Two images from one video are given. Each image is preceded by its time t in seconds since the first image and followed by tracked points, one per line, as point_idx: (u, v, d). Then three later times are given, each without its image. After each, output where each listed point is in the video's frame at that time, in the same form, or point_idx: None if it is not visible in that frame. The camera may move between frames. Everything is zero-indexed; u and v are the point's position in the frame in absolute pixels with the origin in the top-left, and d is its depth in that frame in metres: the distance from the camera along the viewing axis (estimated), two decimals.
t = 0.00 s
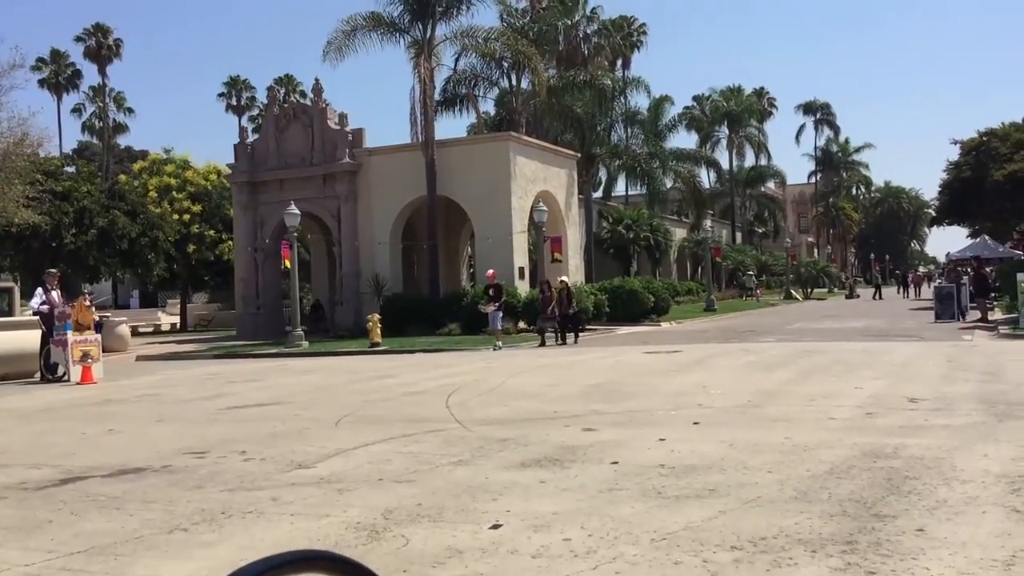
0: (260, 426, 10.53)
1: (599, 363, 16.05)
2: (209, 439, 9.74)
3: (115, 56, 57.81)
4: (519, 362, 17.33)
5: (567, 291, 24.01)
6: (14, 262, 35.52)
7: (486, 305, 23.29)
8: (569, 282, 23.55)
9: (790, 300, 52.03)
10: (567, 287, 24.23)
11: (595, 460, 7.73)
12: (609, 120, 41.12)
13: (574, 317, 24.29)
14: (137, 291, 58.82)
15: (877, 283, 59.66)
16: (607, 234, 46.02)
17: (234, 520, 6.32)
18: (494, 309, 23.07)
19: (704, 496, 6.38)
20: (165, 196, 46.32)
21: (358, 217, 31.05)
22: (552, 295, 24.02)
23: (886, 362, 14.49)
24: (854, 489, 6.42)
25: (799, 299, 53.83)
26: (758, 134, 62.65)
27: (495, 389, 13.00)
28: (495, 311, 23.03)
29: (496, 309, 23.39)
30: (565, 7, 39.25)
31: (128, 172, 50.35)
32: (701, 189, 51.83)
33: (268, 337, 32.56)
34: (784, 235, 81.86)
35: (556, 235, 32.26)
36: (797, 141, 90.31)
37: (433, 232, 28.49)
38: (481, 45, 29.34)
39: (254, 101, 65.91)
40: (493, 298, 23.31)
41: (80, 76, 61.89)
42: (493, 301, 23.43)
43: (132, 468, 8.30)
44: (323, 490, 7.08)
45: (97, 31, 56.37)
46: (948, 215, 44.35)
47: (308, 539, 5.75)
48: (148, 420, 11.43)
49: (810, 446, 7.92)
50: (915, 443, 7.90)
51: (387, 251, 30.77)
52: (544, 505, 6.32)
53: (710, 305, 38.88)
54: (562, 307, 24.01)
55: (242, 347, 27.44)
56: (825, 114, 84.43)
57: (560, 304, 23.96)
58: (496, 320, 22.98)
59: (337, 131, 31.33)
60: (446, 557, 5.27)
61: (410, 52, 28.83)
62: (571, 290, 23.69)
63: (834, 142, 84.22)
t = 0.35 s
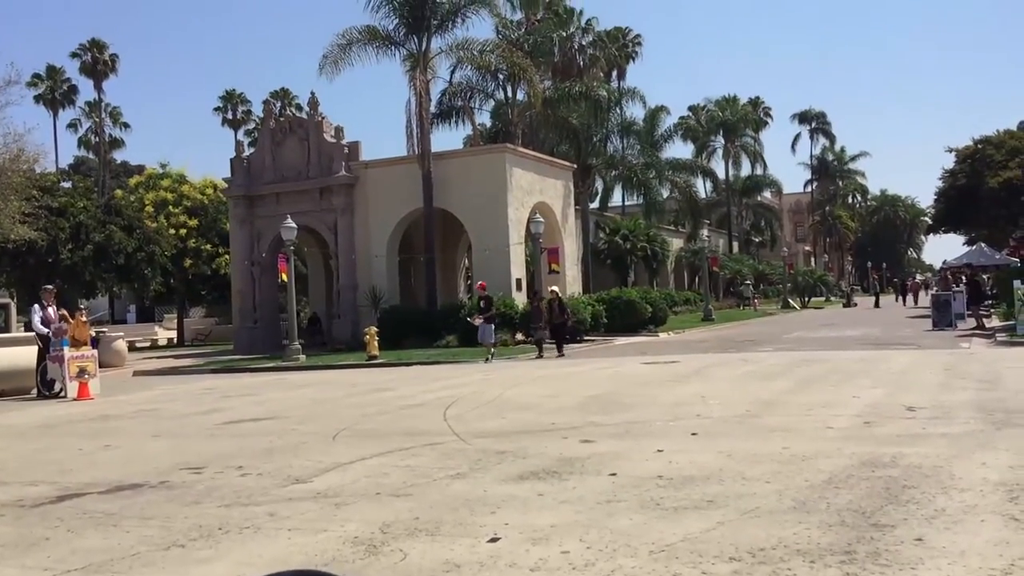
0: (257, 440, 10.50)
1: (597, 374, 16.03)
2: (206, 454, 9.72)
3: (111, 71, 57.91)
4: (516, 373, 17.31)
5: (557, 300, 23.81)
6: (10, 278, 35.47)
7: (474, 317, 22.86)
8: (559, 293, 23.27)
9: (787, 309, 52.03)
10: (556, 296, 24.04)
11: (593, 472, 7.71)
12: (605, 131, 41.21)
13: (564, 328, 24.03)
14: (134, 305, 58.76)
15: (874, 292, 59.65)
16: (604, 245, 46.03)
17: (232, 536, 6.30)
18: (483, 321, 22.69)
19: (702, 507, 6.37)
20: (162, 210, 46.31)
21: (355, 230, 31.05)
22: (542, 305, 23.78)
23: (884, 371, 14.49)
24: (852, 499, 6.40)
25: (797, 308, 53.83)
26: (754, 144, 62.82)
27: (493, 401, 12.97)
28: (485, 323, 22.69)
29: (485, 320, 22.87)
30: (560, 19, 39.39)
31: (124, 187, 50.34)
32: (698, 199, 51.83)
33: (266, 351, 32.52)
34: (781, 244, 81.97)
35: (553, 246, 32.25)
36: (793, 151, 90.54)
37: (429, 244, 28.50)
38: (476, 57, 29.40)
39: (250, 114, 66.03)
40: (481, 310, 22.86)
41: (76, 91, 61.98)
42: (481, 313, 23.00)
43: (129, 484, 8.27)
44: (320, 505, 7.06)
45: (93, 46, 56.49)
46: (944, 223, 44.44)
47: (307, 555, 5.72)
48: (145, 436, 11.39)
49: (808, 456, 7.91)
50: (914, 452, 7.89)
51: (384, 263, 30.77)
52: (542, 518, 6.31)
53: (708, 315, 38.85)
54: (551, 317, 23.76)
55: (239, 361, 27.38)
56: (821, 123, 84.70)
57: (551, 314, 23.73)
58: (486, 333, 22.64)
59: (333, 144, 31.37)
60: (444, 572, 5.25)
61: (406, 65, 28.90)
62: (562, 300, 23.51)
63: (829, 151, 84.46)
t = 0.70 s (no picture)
0: (254, 450, 10.48)
1: (595, 382, 16.02)
2: (203, 464, 9.70)
3: (108, 80, 57.97)
4: (514, 381, 17.30)
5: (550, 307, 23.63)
6: (7, 288, 35.40)
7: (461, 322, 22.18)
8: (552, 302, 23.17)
9: (785, 315, 52.01)
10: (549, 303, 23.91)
11: (590, 480, 7.70)
12: (602, 139, 41.26)
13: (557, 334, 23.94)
14: (132, 314, 58.71)
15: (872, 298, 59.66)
16: (601, 252, 46.02)
17: (228, 547, 6.28)
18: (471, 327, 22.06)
19: (700, 515, 6.36)
20: (159, 219, 46.29)
21: (352, 238, 31.04)
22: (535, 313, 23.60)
23: (882, 377, 14.48)
24: (849, 507, 6.39)
25: (795, 314, 53.86)
26: (751, 150, 62.92)
27: (491, 409, 12.95)
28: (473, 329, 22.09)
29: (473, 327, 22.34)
30: (557, 28, 39.49)
31: (122, 197, 50.34)
32: (695, 206, 51.83)
33: (263, 360, 32.48)
34: (778, 250, 82.03)
35: (551, 254, 32.31)
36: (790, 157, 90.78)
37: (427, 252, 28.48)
38: (472, 65, 29.41)
39: (247, 123, 66.11)
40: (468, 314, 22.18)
41: (73, 101, 62.02)
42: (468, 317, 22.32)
43: (125, 495, 8.25)
44: (317, 515, 7.04)
45: (90, 56, 56.58)
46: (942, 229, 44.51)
47: (304, 566, 5.71)
48: (142, 445, 11.37)
49: (805, 464, 7.91)
50: (910, 459, 7.89)
51: (382, 271, 30.76)
52: (539, 527, 6.30)
53: (706, 321, 38.82)
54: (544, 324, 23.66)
55: (236, 370, 27.33)
56: (818, 129, 84.90)
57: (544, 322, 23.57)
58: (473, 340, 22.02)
59: (330, 152, 31.39)
60: None
61: (403, 74, 28.96)
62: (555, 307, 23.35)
63: (826, 157, 84.64)
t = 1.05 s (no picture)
0: (252, 453, 10.47)
1: (592, 385, 16.03)
2: (201, 467, 9.70)
3: (106, 83, 57.96)
4: (512, 384, 17.29)
5: (541, 312, 23.49)
6: (5, 291, 35.37)
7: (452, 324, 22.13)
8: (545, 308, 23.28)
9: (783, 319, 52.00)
10: (542, 308, 23.78)
11: (588, 484, 7.71)
12: (601, 142, 41.27)
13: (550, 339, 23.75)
14: (130, 317, 58.70)
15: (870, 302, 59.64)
16: (599, 255, 46.01)
17: (226, 549, 6.28)
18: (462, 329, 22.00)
19: (696, 519, 6.38)
20: (157, 222, 46.27)
21: (350, 241, 31.05)
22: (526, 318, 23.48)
23: (879, 381, 14.49)
24: (845, 510, 6.41)
25: (792, 318, 53.84)
26: (748, 154, 62.96)
27: (488, 413, 12.95)
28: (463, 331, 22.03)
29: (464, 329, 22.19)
30: (555, 31, 39.52)
31: (119, 199, 50.32)
32: (693, 210, 51.83)
33: (261, 362, 32.49)
34: (776, 254, 82.12)
35: (549, 257, 32.31)
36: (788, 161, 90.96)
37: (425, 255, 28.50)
38: (471, 68, 29.44)
39: (245, 126, 66.11)
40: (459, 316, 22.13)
41: (72, 103, 62.02)
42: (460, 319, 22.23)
43: (123, 498, 8.26)
44: (314, 518, 7.04)
45: (88, 58, 56.57)
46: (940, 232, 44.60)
47: (301, 569, 5.72)
48: (139, 448, 11.38)
49: (802, 467, 7.92)
50: (907, 463, 7.90)
51: (380, 274, 30.77)
52: (536, 530, 6.31)
53: (704, 325, 38.84)
54: (536, 329, 23.55)
55: (234, 373, 27.32)
56: (815, 133, 85.00)
57: (535, 326, 23.46)
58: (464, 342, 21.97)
59: (328, 155, 31.41)
60: None
61: (401, 77, 29.00)
62: (546, 312, 23.23)
63: (824, 161, 84.74)
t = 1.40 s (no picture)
0: (255, 453, 10.47)
1: (595, 386, 16.02)
2: (203, 467, 9.70)
3: (110, 83, 58.05)
4: (515, 385, 17.28)
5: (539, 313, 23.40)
6: (9, 290, 35.42)
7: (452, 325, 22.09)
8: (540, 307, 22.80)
9: (786, 320, 51.95)
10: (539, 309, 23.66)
11: (590, 484, 7.71)
12: (604, 143, 41.25)
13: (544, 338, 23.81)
14: (133, 317, 58.80)
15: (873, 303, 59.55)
16: (602, 256, 46.00)
17: (229, 549, 6.29)
18: (462, 330, 21.96)
19: (698, 520, 6.37)
20: (160, 222, 46.33)
21: (353, 242, 31.07)
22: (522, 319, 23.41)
23: (882, 383, 14.47)
24: (848, 512, 6.40)
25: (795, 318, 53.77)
26: (752, 155, 62.89)
27: (490, 413, 12.96)
28: (464, 332, 22.00)
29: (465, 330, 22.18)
30: (558, 31, 39.51)
31: (123, 199, 50.38)
32: (696, 211, 51.79)
33: (263, 363, 32.51)
34: (779, 255, 82.04)
35: (552, 257, 32.30)
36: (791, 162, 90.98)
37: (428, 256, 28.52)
38: (474, 69, 29.46)
39: (249, 126, 66.16)
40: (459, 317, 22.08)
41: (75, 103, 62.09)
42: (460, 320, 22.21)
43: (126, 497, 8.27)
44: (317, 518, 7.04)
45: (92, 58, 56.66)
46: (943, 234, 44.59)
47: (303, 568, 5.72)
48: (142, 448, 11.39)
49: (805, 469, 7.92)
50: (910, 465, 7.88)
51: (383, 275, 30.79)
52: (538, 530, 6.31)
53: (706, 326, 38.84)
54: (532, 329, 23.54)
55: (236, 373, 27.34)
56: (819, 134, 84.93)
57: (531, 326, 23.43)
58: (465, 342, 21.95)
59: (332, 156, 31.42)
60: None
61: (404, 77, 29.01)
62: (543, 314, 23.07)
63: (827, 162, 84.69)
